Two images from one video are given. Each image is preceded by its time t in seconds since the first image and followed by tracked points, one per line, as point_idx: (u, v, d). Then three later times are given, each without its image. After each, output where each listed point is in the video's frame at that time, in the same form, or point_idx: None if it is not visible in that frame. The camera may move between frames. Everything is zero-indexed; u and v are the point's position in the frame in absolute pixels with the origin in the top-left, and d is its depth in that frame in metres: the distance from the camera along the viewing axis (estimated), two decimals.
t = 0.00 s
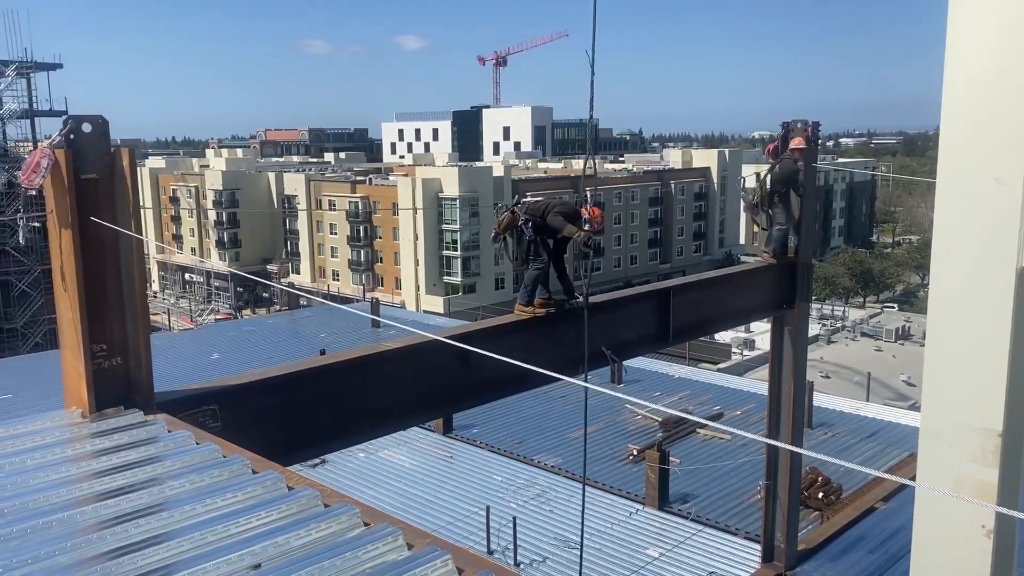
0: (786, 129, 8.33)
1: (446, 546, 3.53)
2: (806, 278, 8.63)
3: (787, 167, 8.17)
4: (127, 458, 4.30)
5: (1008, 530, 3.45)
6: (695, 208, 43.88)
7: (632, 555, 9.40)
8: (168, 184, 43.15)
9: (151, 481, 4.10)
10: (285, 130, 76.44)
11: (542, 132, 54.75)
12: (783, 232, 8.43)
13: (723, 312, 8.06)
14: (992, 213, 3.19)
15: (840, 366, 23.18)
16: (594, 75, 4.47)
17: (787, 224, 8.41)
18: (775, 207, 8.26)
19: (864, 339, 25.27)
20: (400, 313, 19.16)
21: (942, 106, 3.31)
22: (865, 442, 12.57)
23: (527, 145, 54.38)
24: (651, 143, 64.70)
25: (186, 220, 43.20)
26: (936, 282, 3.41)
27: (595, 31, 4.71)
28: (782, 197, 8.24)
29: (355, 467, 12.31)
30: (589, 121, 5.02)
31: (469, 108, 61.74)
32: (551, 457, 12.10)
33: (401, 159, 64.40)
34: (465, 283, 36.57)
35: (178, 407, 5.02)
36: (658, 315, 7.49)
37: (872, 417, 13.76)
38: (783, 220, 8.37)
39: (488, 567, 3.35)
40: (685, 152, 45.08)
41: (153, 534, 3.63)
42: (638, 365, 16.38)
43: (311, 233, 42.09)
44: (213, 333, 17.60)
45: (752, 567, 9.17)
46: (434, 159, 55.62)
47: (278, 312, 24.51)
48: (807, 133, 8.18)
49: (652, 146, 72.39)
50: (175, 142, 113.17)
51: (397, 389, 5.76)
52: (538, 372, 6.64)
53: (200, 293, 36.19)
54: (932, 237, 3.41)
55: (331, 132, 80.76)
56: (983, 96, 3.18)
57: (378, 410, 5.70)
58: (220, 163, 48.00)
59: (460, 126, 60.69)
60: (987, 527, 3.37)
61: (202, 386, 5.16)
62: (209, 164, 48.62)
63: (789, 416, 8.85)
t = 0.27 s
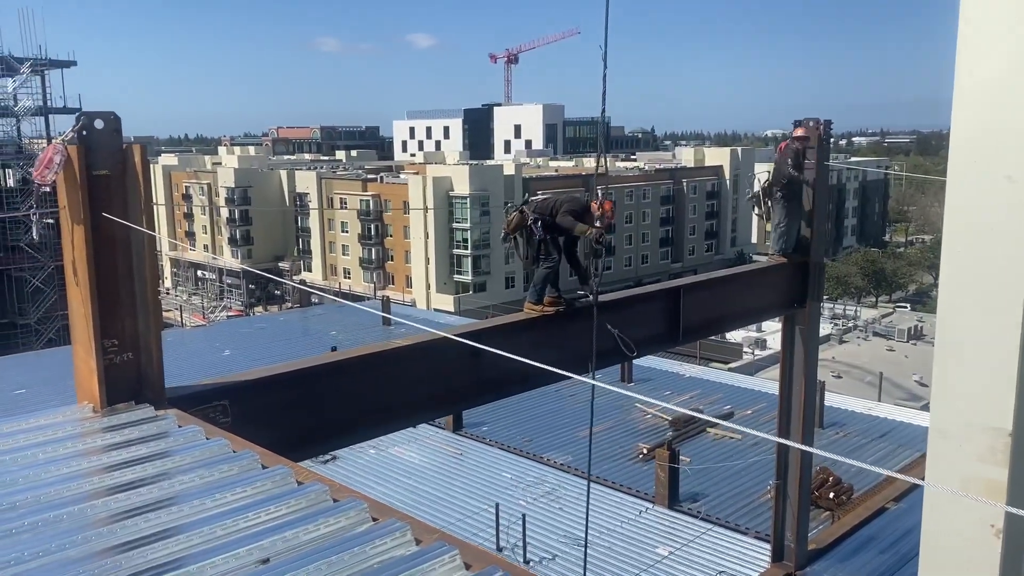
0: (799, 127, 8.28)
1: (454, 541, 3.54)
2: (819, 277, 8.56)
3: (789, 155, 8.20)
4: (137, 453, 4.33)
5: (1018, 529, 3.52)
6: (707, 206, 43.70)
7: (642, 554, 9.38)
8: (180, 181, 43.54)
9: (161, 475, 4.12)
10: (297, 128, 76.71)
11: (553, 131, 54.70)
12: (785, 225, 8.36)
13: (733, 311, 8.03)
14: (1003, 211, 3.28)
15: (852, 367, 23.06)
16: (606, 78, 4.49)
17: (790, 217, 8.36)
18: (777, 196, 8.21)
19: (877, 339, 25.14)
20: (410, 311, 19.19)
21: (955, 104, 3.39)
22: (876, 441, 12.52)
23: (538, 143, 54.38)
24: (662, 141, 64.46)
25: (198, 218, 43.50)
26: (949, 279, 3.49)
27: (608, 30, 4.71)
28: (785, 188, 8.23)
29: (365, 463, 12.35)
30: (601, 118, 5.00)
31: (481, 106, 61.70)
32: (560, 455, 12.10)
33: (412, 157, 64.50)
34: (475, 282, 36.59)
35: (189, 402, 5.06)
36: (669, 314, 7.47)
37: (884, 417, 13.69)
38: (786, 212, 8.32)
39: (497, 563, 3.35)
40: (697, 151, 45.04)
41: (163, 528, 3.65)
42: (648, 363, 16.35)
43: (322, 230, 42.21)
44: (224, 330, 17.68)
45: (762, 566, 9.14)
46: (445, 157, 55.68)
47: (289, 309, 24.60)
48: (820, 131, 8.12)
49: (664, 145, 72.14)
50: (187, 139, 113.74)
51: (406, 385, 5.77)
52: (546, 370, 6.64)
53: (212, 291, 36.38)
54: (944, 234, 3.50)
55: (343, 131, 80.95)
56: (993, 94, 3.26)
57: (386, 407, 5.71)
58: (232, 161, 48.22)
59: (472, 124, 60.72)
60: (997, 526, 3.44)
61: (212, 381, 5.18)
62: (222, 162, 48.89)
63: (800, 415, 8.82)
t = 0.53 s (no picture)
0: (809, 125, 8.20)
1: (461, 537, 3.54)
2: (829, 273, 8.52)
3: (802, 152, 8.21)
4: (147, 448, 4.35)
5: None
6: (717, 204, 43.56)
7: (650, 552, 9.37)
8: (191, 177, 43.70)
9: (170, 470, 4.15)
10: (308, 125, 76.94)
11: (563, 128, 54.64)
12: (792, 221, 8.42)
13: (743, 309, 7.99)
14: (1013, 212, 3.26)
15: (862, 365, 22.98)
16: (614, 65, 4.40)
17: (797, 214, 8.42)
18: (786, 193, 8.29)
19: (887, 337, 25.03)
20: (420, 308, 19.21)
21: (966, 103, 3.37)
22: (886, 441, 12.46)
23: (548, 141, 54.33)
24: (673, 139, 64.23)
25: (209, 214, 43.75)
26: (956, 278, 3.49)
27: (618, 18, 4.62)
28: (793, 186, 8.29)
29: (373, 459, 12.38)
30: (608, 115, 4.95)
31: (490, 104, 61.68)
32: (569, 453, 12.09)
33: (422, 155, 64.57)
34: (484, 279, 36.60)
35: (198, 397, 5.08)
36: (677, 312, 7.45)
37: (894, 416, 13.62)
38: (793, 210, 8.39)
39: (504, 560, 3.35)
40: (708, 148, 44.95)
41: (172, 523, 3.68)
42: (657, 361, 16.32)
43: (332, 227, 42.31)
44: (235, 326, 17.76)
45: (770, 564, 9.12)
46: (455, 154, 55.75)
47: (299, 305, 24.67)
48: (830, 130, 8.07)
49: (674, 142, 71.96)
50: (198, 136, 114.35)
51: (414, 382, 5.78)
52: (555, 367, 6.64)
53: (223, 287, 36.54)
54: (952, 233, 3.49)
55: (353, 128, 81.02)
56: (1005, 93, 3.25)
57: (393, 403, 5.72)
58: (243, 158, 48.42)
59: (481, 122, 60.69)
60: (1004, 526, 3.43)
61: (220, 377, 5.20)
62: (233, 159, 49.08)
63: (808, 413, 8.77)
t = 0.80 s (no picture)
0: (818, 121, 8.22)
1: (468, 534, 3.54)
2: (838, 272, 8.45)
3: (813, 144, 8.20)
4: (155, 443, 4.37)
5: None
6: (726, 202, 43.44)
7: (657, 550, 9.35)
8: (200, 174, 43.85)
9: (179, 466, 4.16)
10: (316, 123, 77.11)
11: (571, 125, 54.56)
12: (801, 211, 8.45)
13: (751, 307, 7.96)
14: (1018, 209, 3.25)
15: (871, 364, 22.88)
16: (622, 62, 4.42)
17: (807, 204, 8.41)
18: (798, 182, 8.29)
19: (897, 336, 24.92)
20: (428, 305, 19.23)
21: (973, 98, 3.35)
22: (895, 440, 12.40)
23: (556, 139, 54.28)
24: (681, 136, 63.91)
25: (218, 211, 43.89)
26: (963, 276, 3.47)
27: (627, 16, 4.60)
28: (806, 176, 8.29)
29: (381, 456, 12.41)
30: (614, 111, 4.94)
31: (499, 101, 61.64)
32: (576, 451, 12.09)
33: (430, 152, 64.60)
34: (492, 277, 36.61)
35: (207, 394, 5.10)
36: (685, 310, 7.43)
37: (903, 415, 13.55)
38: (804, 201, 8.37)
39: (511, 557, 3.35)
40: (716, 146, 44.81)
41: (181, 518, 3.70)
42: (665, 359, 16.30)
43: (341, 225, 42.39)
44: (243, 323, 17.82)
45: (777, 563, 9.09)
46: (463, 151, 55.76)
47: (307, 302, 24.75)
48: (840, 126, 8.06)
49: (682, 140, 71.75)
50: (208, 133, 114.91)
51: (422, 379, 5.78)
52: (562, 365, 6.63)
53: (232, 284, 36.68)
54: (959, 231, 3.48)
55: (361, 125, 81.08)
56: (1011, 89, 3.23)
57: (400, 400, 5.73)
58: (252, 155, 48.55)
59: (490, 119, 60.60)
60: (1013, 525, 3.41)
61: (229, 373, 5.22)
62: (242, 156, 49.26)
63: (817, 412, 8.73)
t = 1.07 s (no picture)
0: (823, 121, 8.23)
1: (473, 533, 3.54)
2: (844, 271, 8.41)
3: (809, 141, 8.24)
4: (161, 442, 4.39)
5: None
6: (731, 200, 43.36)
7: (662, 549, 9.35)
8: (206, 173, 43.97)
9: (185, 464, 4.17)
10: (321, 121, 77.17)
11: (576, 123, 54.50)
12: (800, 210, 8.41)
13: (755, 306, 7.94)
14: None
15: (877, 363, 22.85)
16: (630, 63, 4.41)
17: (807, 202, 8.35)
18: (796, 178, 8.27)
19: (903, 335, 24.86)
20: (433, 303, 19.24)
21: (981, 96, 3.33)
22: (900, 438, 12.37)
23: (561, 137, 54.23)
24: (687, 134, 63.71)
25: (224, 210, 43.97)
26: (971, 275, 3.46)
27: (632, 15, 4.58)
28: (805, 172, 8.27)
29: (386, 454, 12.43)
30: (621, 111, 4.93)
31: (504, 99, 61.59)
32: (582, 449, 12.09)
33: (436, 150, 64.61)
34: (497, 275, 36.62)
35: (213, 392, 5.11)
36: (690, 309, 7.41)
37: (909, 414, 13.52)
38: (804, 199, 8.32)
39: (516, 556, 3.35)
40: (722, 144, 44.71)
41: (188, 516, 3.71)
42: (670, 357, 16.29)
43: (346, 223, 42.43)
44: (249, 321, 17.86)
45: (783, 562, 9.08)
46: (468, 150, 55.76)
47: (312, 301, 24.79)
48: (845, 124, 8.09)
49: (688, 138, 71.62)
50: (213, 131, 115.07)
51: (427, 377, 5.79)
52: (567, 363, 6.62)
53: (237, 282, 36.75)
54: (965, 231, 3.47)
55: (367, 123, 81.07)
56: (1018, 88, 3.22)
57: (405, 399, 5.74)
58: (257, 153, 48.62)
59: (495, 116, 60.50)
60: (1018, 524, 3.41)
61: (235, 371, 5.23)
62: (247, 155, 49.34)
63: (823, 411, 8.71)
